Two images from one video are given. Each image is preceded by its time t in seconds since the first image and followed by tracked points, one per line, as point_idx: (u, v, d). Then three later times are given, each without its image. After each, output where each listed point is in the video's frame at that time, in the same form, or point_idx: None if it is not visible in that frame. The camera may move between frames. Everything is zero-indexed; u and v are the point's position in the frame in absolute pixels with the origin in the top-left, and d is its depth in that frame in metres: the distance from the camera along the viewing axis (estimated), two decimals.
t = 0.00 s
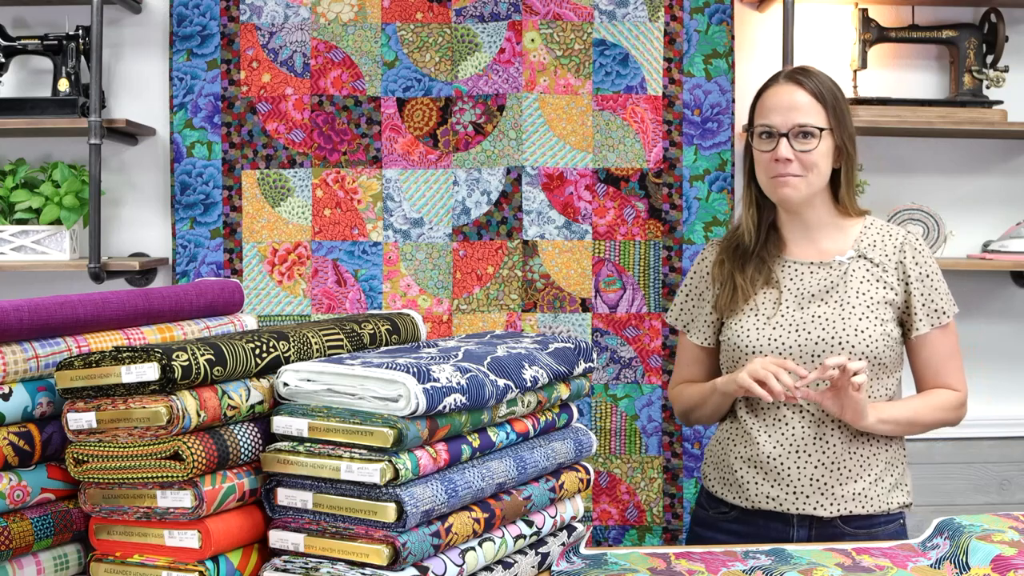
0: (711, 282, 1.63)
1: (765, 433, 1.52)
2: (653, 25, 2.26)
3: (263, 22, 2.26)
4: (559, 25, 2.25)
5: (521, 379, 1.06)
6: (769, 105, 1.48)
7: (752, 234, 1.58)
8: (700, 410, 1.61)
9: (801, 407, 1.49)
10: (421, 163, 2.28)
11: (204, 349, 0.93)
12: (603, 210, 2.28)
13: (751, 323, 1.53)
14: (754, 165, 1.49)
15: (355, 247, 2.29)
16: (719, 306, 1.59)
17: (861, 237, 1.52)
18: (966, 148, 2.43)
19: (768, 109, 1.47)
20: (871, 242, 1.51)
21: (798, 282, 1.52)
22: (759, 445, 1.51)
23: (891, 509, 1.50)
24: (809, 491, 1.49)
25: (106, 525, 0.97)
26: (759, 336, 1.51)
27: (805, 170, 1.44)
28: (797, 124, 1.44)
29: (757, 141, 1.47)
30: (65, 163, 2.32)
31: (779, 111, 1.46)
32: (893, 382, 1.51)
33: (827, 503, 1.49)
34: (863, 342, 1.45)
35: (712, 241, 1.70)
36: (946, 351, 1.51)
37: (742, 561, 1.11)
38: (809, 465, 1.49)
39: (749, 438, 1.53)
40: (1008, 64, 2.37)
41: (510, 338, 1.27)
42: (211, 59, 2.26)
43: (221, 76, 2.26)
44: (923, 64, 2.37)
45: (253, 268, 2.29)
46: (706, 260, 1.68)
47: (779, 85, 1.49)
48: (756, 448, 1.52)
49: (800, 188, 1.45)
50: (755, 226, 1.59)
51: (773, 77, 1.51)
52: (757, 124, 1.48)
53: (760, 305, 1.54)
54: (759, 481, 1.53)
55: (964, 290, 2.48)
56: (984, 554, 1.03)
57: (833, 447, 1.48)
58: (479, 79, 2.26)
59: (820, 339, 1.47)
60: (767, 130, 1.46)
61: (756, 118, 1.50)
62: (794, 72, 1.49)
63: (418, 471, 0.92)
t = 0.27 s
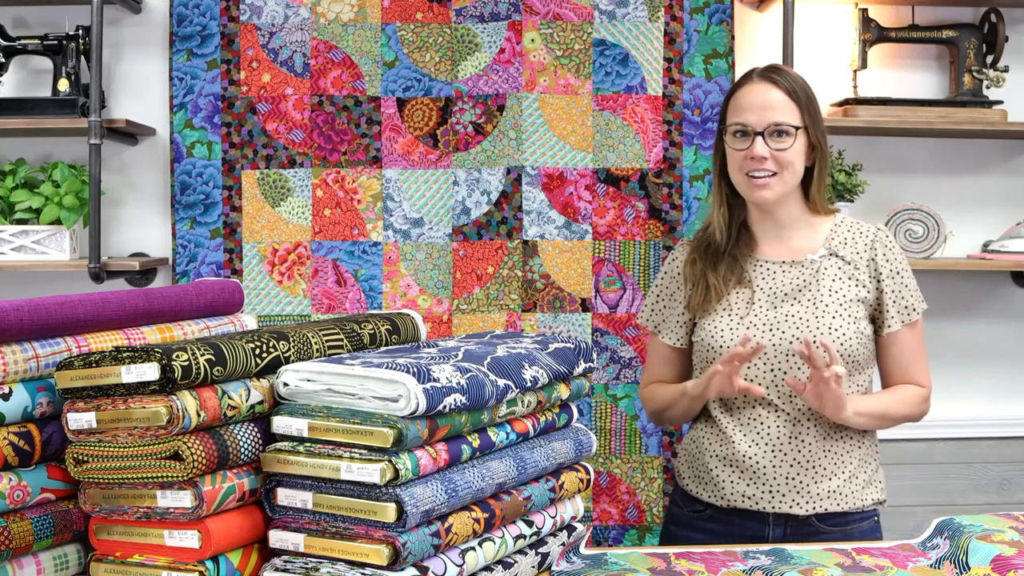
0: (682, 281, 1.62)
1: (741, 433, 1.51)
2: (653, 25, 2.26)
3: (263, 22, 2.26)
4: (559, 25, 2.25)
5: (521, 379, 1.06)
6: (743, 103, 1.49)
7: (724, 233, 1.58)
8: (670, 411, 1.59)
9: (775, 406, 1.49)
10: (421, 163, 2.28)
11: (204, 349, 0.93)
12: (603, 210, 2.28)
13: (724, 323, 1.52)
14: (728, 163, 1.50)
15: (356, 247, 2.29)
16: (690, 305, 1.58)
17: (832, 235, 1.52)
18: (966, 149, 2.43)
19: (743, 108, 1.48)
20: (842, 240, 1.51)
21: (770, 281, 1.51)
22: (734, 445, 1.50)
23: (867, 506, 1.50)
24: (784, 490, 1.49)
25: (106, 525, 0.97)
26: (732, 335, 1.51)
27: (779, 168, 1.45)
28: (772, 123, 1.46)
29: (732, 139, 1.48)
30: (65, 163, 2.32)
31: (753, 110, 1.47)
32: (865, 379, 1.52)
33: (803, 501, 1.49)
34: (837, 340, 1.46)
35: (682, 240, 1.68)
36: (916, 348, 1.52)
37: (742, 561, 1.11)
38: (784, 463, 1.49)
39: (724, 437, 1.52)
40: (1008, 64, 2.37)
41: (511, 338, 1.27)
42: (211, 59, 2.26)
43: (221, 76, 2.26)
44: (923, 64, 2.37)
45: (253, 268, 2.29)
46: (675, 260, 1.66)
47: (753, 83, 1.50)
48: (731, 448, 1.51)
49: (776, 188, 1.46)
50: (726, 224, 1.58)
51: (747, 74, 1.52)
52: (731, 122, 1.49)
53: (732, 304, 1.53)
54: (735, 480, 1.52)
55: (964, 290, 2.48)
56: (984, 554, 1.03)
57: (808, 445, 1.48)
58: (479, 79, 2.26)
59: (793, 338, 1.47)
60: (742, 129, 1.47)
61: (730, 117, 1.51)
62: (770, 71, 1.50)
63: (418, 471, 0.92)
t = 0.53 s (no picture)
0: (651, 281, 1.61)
1: (711, 434, 1.49)
2: (653, 25, 2.26)
3: (263, 22, 2.26)
4: (559, 24, 2.25)
5: (521, 379, 1.06)
6: (714, 103, 1.48)
7: (692, 232, 1.57)
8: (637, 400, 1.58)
9: (746, 405, 1.48)
10: (421, 163, 2.28)
11: (204, 349, 0.93)
12: (603, 210, 2.28)
13: (694, 323, 1.51)
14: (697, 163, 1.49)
15: (356, 247, 2.29)
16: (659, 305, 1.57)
17: (799, 236, 1.53)
18: (966, 148, 2.43)
19: (714, 107, 1.48)
20: (810, 241, 1.52)
21: (739, 281, 1.51)
22: (705, 446, 1.48)
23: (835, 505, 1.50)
24: (756, 490, 1.48)
25: (106, 525, 0.97)
26: (702, 335, 1.49)
27: (750, 167, 1.45)
28: (743, 122, 1.45)
29: (702, 138, 1.47)
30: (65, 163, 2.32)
31: (724, 109, 1.47)
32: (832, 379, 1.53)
33: (774, 501, 1.47)
34: (807, 340, 1.46)
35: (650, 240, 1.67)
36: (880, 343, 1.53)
37: (742, 561, 1.11)
38: (756, 463, 1.47)
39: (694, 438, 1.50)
40: (1008, 64, 2.37)
41: (510, 338, 1.27)
42: (211, 59, 2.26)
43: (221, 76, 2.26)
44: (923, 64, 2.37)
45: (253, 268, 2.29)
46: (643, 260, 1.65)
47: (723, 83, 1.50)
48: (703, 449, 1.49)
49: (746, 187, 1.45)
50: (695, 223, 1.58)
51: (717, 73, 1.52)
52: (702, 121, 1.49)
53: (702, 304, 1.52)
54: (706, 481, 1.50)
55: (964, 290, 2.48)
56: (984, 554, 1.03)
57: (780, 445, 1.47)
58: (479, 79, 2.26)
59: (764, 337, 1.46)
60: (713, 127, 1.47)
61: (700, 116, 1.51)
62: (740, 72, 1.50)
63: (418, 471, 0.92)
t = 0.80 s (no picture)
0: (622, 277, 1.62)
1: (681, 434, 1.51)
2: (653, 25, 2.26)
3: (263, 22, 2.26)
4: (559, 25, 2.25)
5: (521, 379, 1.06)
6: (686, 102, 1.49)
7: (663, 229, 1.59)
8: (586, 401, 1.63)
9: (716, 404, 1.50)
10: (421, 163, 2.28)
11: (204, 349, 0.92)
12: (603, 210, 2.28)
13: (666, 322, 1.52)
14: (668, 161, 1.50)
15: (356, 247, 2.29)
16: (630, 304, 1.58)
17: (770, 234, 1.55)
18: (966, 148, 2.43)
19: (686, 106, 1.48)
20: (781, 240, 1.55)
21: (710, 281, 1.53)
22: (676, 445, 1.50)
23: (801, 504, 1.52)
24: (726, 490, 1.49)
25: (106, 525, 0.96)
26: (674, 335, 1.51)
27: (719, 168, 1.45)
28: (713, 123, 1.46)
29: (673, 138, 1.48)
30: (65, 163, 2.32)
31: (696, 110, 1.47)
32: (803, 377, 1.55)
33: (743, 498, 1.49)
34: (777, 339, 1.48)
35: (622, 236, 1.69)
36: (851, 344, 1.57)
37: (742, 561, 1.11)
38: (726, 462, 1.49)
39: (664, 437, 1.51)
40: (1008, 64, 2.37)
41: (510, 339, 1.27)
42: (211, 59, 2.26)
43: (221, 76, 2.26)
44: (923, 64, 2.37)
45: (253, 268, 2.29)
46: (615, 255, 1.66)
47: (698, 82, 1.50)
48: (673, 448, 1.51)
49: (713, 187, 1.47)
50: (666, 219, 1.59)
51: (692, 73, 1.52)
52: (673, 121, 1.49)
53: (673, 303, 1.54)
54: (677, 481, 1.51)
55: (964, 290, 2.48)
56: (984, 554, 1.03)
57: (749, 443, 1.49)
58: (479, 79, 2.26)
59: (734, 337, 1.48)
60: (683, 127, 1.47)
61: (673, 115, 1.51)
62: (714, 71, 1.50)
63: (417, 471, 0.91)
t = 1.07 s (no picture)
0: (601, 284, 1.59)
1: (658, 439, 1.48)
2: (653, 25, 2.26)
3: (263, 22, 2.26)
4: (559, 25, 2.25)
5: (521, 379, 1.06)
6: (671, 113, 1.45)
7: (645, 237, 1.56)
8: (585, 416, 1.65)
9: (694, 410, 1.47)
10: (421, 163, 2.28)
11: (204, 349, 0.92)
12: (603, 210, 2.28)
13: (645, 326, 1.49)
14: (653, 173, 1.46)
15: (356, 247, 2.29)
16: (610, 308, 1.55)
17: (750, 241, 1.54)
18: (966, 148, 2.43)
19: (671, 116, 1.45)
20: (762, 247, 1.54)
21: (690, 285, 1.51)
22: (653, 449, 1.47)
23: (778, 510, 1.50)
24: (703, 493, 1.46)
25: (106, 524, 0.96)
26: (654, 339, 1.48)
27: (708, 179, 1.42)
28: (702, 134, 1.42)
29: (659, 149, 1.44)
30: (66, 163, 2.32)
31: (683, 122, 1.43)
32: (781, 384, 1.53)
33: (721, 504, 1.46)
34: (758, 345, 1.46)
35: (599, 241, 1.66)
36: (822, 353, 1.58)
37: (741, 561, 1.11)
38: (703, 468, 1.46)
39: (642, 442, 1.49)
40: (1008, 64, 2.37)
41: (510, 339, 1.27)
42: (211, 59, 2.26)
43: (221, 76, 2.26)
44: (923, 63, 2.37)
45: (253, 268, 2.29)
46: (593, 262, 1.64)
47: (681, 93, 1.47)
48: (650, 453, 1.48)
49: (704, 199, 1.43)
50: (647, 227, 1.57)
51: (674, 80, 1.49)
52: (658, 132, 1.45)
53: (652, 307, 1.51)
54: (654, 485, 1.48)
55: (964, 290, 2.48)
56: (984, 554, 1.03)
57: (728, 449, 1.46)
58: (479, 79, 2.26)
59: (714, 342, 1.46)
60: (670, 139, 1.43)
61: (657, 126, 1.47)
62: (695, 79, 1.47)
63: (418, 471, 0.91)
